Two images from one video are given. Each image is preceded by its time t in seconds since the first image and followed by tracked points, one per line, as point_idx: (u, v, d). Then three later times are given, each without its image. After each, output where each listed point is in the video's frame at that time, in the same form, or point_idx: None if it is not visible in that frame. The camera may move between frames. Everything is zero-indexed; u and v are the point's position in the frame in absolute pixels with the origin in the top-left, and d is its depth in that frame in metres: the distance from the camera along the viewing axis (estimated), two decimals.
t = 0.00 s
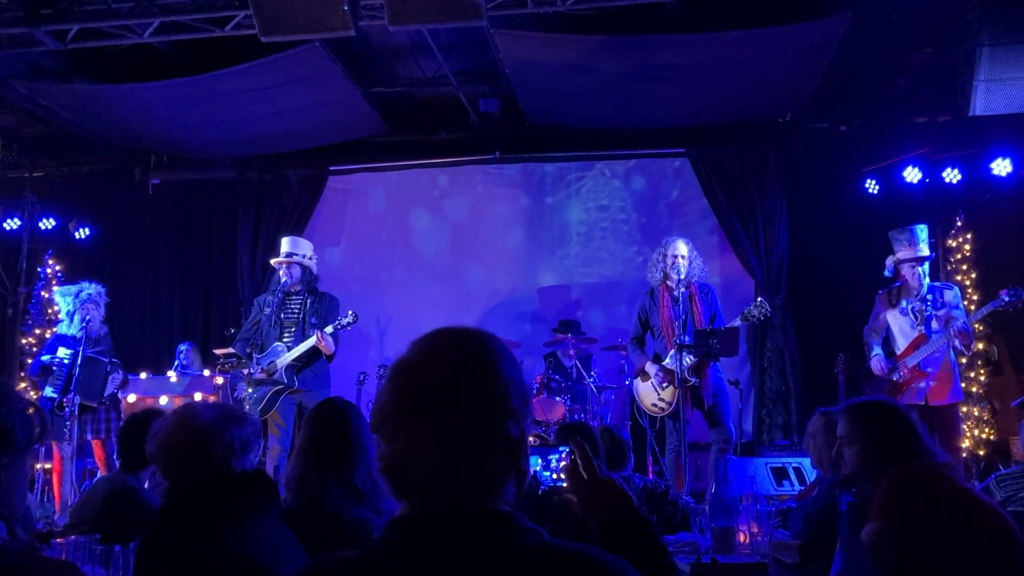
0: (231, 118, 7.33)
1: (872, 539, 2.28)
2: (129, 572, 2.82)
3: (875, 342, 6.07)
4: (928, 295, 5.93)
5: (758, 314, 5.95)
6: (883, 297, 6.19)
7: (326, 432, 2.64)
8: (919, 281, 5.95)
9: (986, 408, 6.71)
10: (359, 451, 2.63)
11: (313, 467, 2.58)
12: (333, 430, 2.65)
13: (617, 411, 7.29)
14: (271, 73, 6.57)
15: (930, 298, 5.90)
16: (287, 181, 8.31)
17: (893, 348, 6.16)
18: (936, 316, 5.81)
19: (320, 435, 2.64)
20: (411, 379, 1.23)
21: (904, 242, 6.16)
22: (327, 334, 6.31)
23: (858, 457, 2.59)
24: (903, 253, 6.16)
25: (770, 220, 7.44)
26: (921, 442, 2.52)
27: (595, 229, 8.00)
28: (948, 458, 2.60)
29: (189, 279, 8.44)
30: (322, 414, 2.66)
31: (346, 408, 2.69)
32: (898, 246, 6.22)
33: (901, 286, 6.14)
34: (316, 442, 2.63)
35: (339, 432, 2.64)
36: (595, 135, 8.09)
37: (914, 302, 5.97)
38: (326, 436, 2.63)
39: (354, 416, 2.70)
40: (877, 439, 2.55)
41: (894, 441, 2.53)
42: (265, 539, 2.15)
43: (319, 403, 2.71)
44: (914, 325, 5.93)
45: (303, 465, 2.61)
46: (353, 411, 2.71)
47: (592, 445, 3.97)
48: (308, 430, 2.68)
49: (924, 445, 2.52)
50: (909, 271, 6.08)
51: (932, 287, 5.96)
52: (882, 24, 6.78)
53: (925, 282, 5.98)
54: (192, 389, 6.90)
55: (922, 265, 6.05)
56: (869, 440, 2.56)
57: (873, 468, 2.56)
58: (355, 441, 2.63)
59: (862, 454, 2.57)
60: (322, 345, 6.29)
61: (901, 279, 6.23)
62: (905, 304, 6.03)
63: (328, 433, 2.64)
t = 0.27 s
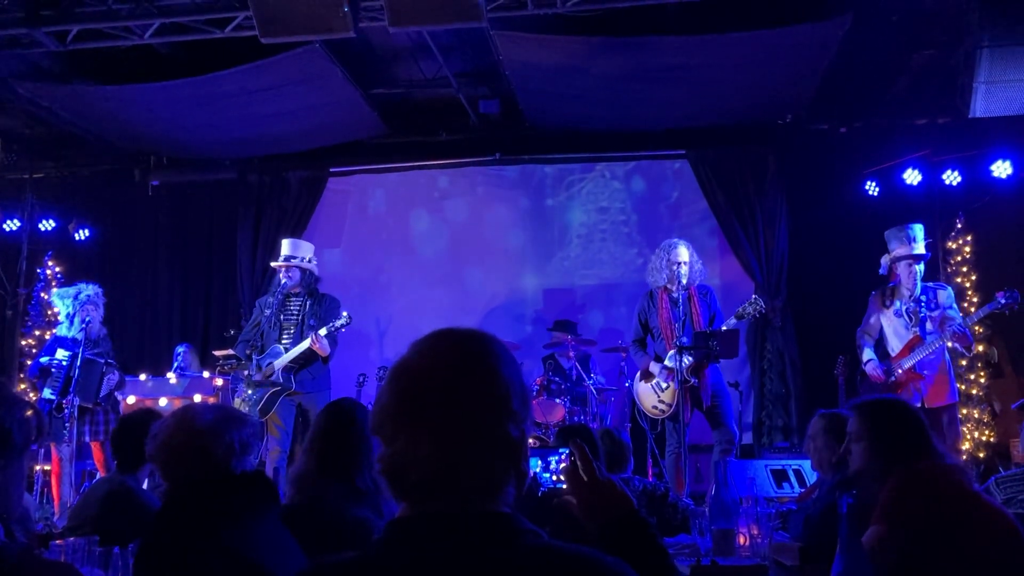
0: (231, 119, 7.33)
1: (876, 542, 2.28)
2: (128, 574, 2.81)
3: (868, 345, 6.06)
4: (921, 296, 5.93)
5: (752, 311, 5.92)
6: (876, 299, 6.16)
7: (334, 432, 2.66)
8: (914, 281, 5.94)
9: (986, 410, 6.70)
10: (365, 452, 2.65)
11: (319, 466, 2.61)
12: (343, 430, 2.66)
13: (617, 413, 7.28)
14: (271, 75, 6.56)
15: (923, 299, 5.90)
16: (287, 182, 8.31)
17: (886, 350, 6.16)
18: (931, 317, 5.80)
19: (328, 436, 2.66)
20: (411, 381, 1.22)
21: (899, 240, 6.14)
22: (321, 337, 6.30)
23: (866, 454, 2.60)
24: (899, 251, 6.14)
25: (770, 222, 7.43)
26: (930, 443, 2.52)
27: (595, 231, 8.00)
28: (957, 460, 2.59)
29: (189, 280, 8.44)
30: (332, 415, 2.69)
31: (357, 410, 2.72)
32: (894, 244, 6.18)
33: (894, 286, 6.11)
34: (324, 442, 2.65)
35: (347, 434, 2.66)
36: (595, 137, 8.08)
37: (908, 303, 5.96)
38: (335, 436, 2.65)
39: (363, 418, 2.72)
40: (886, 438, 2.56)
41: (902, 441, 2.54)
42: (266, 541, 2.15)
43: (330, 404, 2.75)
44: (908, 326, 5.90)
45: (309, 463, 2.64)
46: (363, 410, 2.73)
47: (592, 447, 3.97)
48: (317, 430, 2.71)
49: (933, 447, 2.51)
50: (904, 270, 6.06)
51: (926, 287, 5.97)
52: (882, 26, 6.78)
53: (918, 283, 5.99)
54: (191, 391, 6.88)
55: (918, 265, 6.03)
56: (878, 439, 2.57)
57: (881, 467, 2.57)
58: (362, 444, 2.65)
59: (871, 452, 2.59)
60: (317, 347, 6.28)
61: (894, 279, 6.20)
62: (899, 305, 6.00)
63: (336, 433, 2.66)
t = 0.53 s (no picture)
0: (231, 122, 7.33)
1: (877, 546, 2.26)
2: None
3: (864, 349, 6.05)
4: (917, 300, 5.94)
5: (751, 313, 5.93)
6: (871, 302, 6.16)
7: (349, 436, 2.64)
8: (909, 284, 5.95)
9: (986, 413, 6.70)
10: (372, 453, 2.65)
11: (332, 470, 2.60)
12: (358, 434, 2.65)
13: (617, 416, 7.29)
14: (271, 78, 6.57)
15: (919, 302, 5.92)
16: (287, 185, 8.31)
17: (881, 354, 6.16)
18: (927, 320, 5.81)
19: (342, 440, 2.65)
20: (412, 386, 1.23)
21: (895, 242, 6.15)
22: (316, 341, 6.29)
23: (873, 453, 2.60)
24: (895, 254, 6.16)
25: (770, 225, 7.44)
26: (938, 445, 2.51)
27: (595, 234, 8.01)
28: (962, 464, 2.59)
29: (189, 282, 8.44)
30: (346, 418, 2.67)
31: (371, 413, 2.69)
32: (890, 247, 6.19)
33: (889, 289, 6.13)
34: (340, 446, 2.65)
35: (361, 437, 2.65)
36: (595, 140, 8.09)
37: (904, 307, 5.97)
38: (351, 439, 2.65)
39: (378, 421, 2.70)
40: (894, 438, 2.55)
41: (910, 442, 2.53)
42: (268, 544, 2.16)
43: (343, 405, 2.73)
44: (904, 330, 5.93)
45: (325, 465, 2.63)
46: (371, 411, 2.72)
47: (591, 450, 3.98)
48: (331, 432, 2.69)
49: (939, 448, 2.50)
50: (900, 272, 6.07)
51: (921, 290, 5.98)
52: (881, 30, 6.79)
53: (914, 287, 6.00)
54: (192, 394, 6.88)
55: (914, 267, 6.04)
56: (886, 438, 2.56)
57: (887, 466, 2.57)
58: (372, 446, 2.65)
59: (877, 451, 2.58)
60: (313, 351, 6.27)
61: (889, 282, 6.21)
62: (895, 309, 6.01)
63: (350, 436, 2.64)
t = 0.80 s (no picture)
0: (232, 126, 7.34)
1: (877, 553, 2.26)
2: None
3: (867, 355, 6.03)
4: (917, 305, 5.98)
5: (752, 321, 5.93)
6: (870, 309, 6.17)
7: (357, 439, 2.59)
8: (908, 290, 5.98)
9: (987, 419, 6.68)
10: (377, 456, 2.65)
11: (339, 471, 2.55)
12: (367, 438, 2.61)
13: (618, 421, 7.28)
14: (272, 82, 6.57)
15: (919, 308, 5.95)
16: (288, 189, 8.32)
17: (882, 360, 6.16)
18: (927, 325, 5.85)
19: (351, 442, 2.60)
20: (413, 391, 1.22)
21: (892, 248, 6.21)
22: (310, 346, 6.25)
23: (874, 458, 2.59)
24: (893, 260, 6.19)
25: (771, 230, 7.44)
26: (940, 449, 2.50)
27: (595, 239, 8.01)
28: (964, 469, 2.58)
29: (189, 286, 8.44)
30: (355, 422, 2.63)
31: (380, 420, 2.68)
32: (888, 254, 6.23)
33: (889, 295, 6.15)
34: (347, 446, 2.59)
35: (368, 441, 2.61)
36: (595, 144, 8.10)
37: (904, 313, 6.00)
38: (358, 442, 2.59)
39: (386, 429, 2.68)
40: (895, 443, 2.54)
41: (911, 447, 2.52)
42: (267, 548, 2.15)
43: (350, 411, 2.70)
44: (905, 336, 5.96)
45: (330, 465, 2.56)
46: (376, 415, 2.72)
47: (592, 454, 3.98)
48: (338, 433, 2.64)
49: (941, 452, 2.49)
50: (899, 278, 6.10)
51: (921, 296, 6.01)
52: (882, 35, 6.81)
53: (913, 293, 6.03)
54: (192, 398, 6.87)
55: (912, 273, 6.08)
56: (886, 443, 2.56)
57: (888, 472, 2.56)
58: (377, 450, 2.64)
59: (878, 456, 2.57)
60: (307, 357, 6.24)
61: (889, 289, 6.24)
62: (895, 315, 6.04)
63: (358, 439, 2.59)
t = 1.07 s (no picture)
0: (232, 131, 7.35)
1: (877, 560, 2.27)
2: None
3: (869, 362, 6.03)
4: (918, 312, 5.99)
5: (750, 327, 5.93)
6: (872, 316, 6.18)
7: (349, 449, 2.59)
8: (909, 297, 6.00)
9: (987, 425, 6.68)
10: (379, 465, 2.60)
11: (333, 484, 2.56)
12: (358, 447, 2.59)
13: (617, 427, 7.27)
14: (273, 87, 6.58)
15: (920, 315, 5.97)
16: (288, 194, 8.33)
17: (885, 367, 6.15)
18: (927, 331, 5.87)
19: (348, 452, 2.58)
20: (412, 397, 1.22)
21: (895, 256, 6.16)
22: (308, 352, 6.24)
23: (872, 465, 2.59)
24: (895, 268, 6.16)
25: (771, 235, 7.44)
26: (938, 456, 2.50)
27: (595, 245, 8.01)
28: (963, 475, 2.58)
29: (189, 291, 8.44)
30: (347, 431, 2.62)
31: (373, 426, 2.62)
32: (890, 261, 6.19)
33: (889, 302, 6.16)
34: (340, 458, 2.59)
35: (361, 449, 2.58)
36: (595, 150, 8.11)
37: (905, 319, 6.02)
38: (351, 452, 2.59)
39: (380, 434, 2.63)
40: (893, 450, 2.53)
41: (909, 454, 2.52)
42: (266, 555, 2.15)
43: (344, 419, 2.68)
44: (905, 342, 5.97)
45: (324, 480, 2.59)
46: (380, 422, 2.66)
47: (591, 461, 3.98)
48: (332, 444, 2.64)
49: (939, 459, 2.49)
50: (901, 286, 6.09)
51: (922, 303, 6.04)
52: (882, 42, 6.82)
53: (914, 299, 6.05)
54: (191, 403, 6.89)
55: (914, 281, 6.07)
56: (884, 450, 2.55)
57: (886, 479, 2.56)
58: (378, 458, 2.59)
59: (876, 464, 2.57)
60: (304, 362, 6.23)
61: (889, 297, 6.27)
62: (896, 321, 6.06)
63: (349, 450, 2.59)
